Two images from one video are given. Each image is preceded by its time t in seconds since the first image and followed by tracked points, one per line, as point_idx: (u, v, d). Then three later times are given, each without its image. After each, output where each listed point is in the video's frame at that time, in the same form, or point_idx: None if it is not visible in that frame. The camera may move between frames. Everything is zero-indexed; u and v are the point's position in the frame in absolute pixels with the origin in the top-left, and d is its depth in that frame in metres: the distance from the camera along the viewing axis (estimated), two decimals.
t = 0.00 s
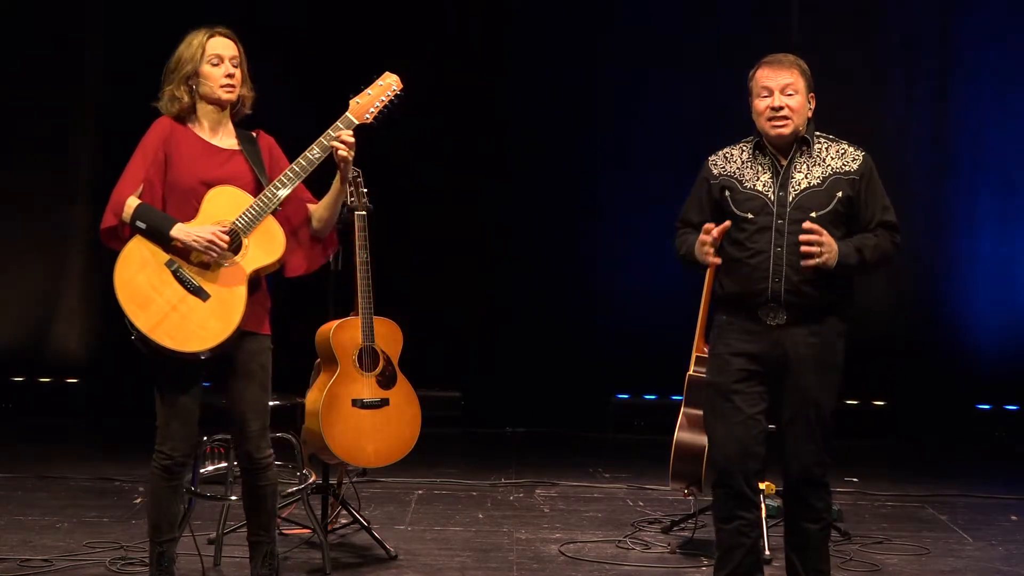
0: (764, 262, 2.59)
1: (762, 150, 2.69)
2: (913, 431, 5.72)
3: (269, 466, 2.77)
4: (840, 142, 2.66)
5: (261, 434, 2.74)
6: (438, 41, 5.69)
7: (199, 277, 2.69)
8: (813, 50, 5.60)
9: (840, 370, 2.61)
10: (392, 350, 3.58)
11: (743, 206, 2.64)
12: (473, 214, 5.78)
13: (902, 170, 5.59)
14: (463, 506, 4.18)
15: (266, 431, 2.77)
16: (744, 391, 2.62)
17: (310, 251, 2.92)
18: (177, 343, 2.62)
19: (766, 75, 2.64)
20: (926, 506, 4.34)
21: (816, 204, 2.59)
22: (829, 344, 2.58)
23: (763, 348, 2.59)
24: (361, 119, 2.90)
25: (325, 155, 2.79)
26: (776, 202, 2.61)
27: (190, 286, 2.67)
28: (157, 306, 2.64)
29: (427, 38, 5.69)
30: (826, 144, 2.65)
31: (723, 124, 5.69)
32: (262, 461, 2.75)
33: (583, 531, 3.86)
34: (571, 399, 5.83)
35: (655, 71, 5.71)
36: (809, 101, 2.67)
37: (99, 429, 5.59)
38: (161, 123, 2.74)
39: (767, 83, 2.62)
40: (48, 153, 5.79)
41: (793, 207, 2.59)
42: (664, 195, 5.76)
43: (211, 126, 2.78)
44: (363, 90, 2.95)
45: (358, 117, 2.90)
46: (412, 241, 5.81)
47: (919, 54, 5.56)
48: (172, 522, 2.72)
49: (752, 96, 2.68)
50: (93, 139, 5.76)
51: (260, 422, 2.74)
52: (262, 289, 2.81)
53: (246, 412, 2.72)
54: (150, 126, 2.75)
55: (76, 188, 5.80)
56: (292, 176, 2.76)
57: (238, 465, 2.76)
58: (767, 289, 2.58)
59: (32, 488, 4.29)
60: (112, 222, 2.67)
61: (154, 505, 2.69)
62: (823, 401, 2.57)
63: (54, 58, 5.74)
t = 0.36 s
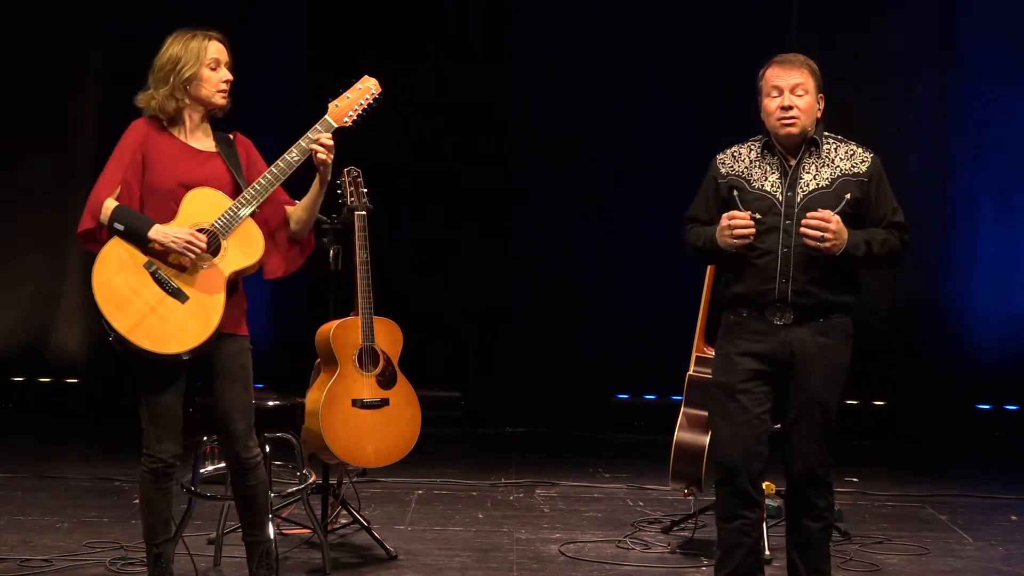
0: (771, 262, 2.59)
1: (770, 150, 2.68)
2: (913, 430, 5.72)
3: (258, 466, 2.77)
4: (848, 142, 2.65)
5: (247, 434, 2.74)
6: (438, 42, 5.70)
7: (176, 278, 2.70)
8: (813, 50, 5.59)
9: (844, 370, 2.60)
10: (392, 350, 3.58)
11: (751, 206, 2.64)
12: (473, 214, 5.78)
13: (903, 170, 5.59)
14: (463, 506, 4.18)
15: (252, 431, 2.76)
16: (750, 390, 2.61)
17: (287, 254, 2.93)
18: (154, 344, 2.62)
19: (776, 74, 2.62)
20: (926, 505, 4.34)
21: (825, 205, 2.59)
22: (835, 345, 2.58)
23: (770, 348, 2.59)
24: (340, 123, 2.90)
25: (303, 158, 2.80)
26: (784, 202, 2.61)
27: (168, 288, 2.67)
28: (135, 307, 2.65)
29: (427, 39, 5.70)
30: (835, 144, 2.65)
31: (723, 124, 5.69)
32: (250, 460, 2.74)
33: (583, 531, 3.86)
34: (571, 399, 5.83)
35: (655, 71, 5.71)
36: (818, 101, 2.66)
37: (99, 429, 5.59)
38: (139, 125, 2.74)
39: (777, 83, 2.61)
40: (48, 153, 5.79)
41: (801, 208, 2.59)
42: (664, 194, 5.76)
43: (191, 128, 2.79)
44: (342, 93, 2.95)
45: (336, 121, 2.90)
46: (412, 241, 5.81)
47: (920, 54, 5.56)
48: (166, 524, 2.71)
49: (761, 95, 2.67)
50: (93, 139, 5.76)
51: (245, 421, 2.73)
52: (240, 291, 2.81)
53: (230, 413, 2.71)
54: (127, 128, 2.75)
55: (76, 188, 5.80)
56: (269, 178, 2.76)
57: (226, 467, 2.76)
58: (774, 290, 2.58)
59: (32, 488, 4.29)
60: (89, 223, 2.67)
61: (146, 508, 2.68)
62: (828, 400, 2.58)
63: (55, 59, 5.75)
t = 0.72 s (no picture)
0: (777, 262, 2.59)
1: (778, 149, 2.68)
2: (914, 430, 5.72)
3: (254, 472, 2.76)
4: (856, 143, 2.65)
5: (243, 440, 2.73)
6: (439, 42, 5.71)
7: (166, 283, 2.69)
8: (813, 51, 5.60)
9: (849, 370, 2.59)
10: (393, 349, 3.58)
11: (757, 205, 2.64)
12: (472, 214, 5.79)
13: (904, 169, 5.59)
14: (463, 506, 4.18)
15: (248, 437, 2.75)
16: (754, 390, 2.61)
17: (276, 260, 2.94)
18: (146, 350, 2.61)
19: (785, 72, 2.62)
20: (926, 505, 4.34)
21: (832, 206, 2.59)
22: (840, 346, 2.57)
23: (775, 348, 2.58)
24: (327, 128, 2.90)
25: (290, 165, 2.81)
26: (790, 202, 2.60)
27: (158, 293, 2.67)
28: (125, 312, 2.63)
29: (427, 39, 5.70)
30: (842, 145, 2.64)
31: (722, 125, 5.69)
32: (247, 467, 2.73)
33: (583, 531, 3.86)
34: (571, 399, 5.83)
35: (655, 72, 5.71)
36: (827, 101, 2.65)
37: (99, 429, 5.59)
38: (127, 133, 2.72)
39: (786, 81, 2.60)
40: (48, 153, 5.80)
41: (807, 209, 2.59)
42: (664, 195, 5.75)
43: (180, 136, 2.79)
44: (328, 98, 2.95)
45: (325, 127, 2.89)
46: (412, 242, 5.81)
47: (919, 55, 5.56)
48: (163, 530, 2.71)
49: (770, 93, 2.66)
50: (92, 139, 5.76)
51: (239, 426, 2.72)
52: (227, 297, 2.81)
53: (225, 420, 2.70)
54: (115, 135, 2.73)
55: (76, 189, 5.80)
56: (258, 185, 2.78)
57: (222, 473, 2.75)
58: (780, 290, 2.58)
59: (32, 488, 4.29)
60: (78, 230, 2.65)
61: (143, 514, 2.68)
62: (833, 400, 2.57)
63: (55, 59, 5.75)
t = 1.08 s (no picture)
0: (785, 262, 2.59)
1: (786, 150, 2.67)
2: (913, 430, 5.72)
3: (255, 473, 2.76)
4: (864, 144, 2.65)
5: (244, 441, 2.73)
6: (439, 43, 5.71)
7: (165, 285, 2.69)
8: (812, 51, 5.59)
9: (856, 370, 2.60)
10: (392, 349, 3.58)
11: (765, 206, 2.63)
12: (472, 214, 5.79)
13: (904, 169, 5.58)
14: (463, 506, 4.18)
15: (249, 438, 2.75)
16: (763, 389, 2.60)
17: (275, 261, 2.93)
18: (146, 353, 2.61)
19: (794, 72, 2.62)
20: (926, 505, 4.34)
21: (840, 206, 2.57)
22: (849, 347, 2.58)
23: (783, 348, 2.58)
24: (325, 128, 2.91)
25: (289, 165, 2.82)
26: (799, 203, 2.59)
27: (159, 295, 2.67)
28: (126, 315, 2.63)
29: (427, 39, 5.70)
30: (850, 146, 2.64)
31: (722, 125, 5.69)
32: (248, 469, 2.73)
33: (583, 531, 3.86)
34: (571, 399, 5.83)
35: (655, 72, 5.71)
36: (835, 102, 2.65)
37: (99, 429, 5.59)
38: (125, 136, 2.72)
39: (795, 81, 2.60)
40: (47, 153, 5.79)
41: (816, 209, 2.58)
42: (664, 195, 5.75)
43: (178, 138, 2.79)
44: (326, 99, 2.95)
45: (322, 127, 2.90)
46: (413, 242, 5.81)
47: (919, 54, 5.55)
48: (164, 531, 2.71)
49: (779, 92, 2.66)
50: (92, 140, 5.76)
51: (240, 427, 2.72)
52: (227, 299, 2.82)
53: (227, 422, 2.70)
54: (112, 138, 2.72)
55: (76, 189, 5.80)
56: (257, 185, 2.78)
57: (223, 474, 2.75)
58: (788, 290, 2.58)
59: (31, 488, 4.29)
60: (78, 233, 2.65)
61: (145, 514, 2.68)
62: (842, 399, 2.58)
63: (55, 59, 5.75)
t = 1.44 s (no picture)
0: (796, 261, 2.58)
1: (797, 148, 2.66)
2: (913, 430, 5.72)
3: (258, 469, 2.76)
4: (873, 144, 2.65)
5: (247, 437, 2.73)
6: (439, 42, 5.71)
7: (176, 281, 2.69)
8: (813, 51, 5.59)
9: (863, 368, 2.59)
10: (392, 349, 3.58)
11: (777, 203, 2.62)
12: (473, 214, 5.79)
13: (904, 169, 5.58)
14: (463, 506, 4.18)
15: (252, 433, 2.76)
16: (770, 389, 2.60)
17: (285, 255, 2.93)
18: (157, 348, 2.62)
19: (804, 76, 2.62)
20: (926, 505, 4.34)
21: (851, 205, 2.57)
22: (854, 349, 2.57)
23: (791, 347, 2.58)
24: (333, 122, 2.89)
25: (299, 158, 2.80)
26: (810, 202, 2.59)
27: (169, 291, 2.67)
28: (137, 311, 2.63)
29: (428, 39, 5.70)
30: (860, 145, 2.64)
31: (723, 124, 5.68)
32: (251, 464, 2.74)
33: (583, 531, 3.86)
34: (571, 399, 5.83)
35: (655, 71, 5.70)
36: (846, 104, 2.65)
37: (98, 429, 5.59)
38: (133, 128, 2.71)
39: (806, 84, 2.60)
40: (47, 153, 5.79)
41: (827, 208, 2.58)
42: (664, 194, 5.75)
43: (186, 130, 2.77)
44: (335, 92, 2.94)
45: (331, 121, 2.88)
46: (413, 241, 5.82)
47: (919, 54, 5.55)
48: (165, 527, 2.71)
49: (789, 96, 2.66)
50: (92, 139, 5.76)
51: (244, 425, 2.73)
52: (237, 295, 2.82)
53: (231, 417, 2.71)
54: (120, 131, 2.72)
55: (76, 188, 5.80)
56: (266, 179, 2.78)
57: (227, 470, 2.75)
58: (799, 289, 2.58)
59: (31, 488, 4.29)
60: (87, 227, 2.64)
61: (148, 511, 2.68)
62: (848, 398, 2.58)
63: (55, 58, 5.75)
